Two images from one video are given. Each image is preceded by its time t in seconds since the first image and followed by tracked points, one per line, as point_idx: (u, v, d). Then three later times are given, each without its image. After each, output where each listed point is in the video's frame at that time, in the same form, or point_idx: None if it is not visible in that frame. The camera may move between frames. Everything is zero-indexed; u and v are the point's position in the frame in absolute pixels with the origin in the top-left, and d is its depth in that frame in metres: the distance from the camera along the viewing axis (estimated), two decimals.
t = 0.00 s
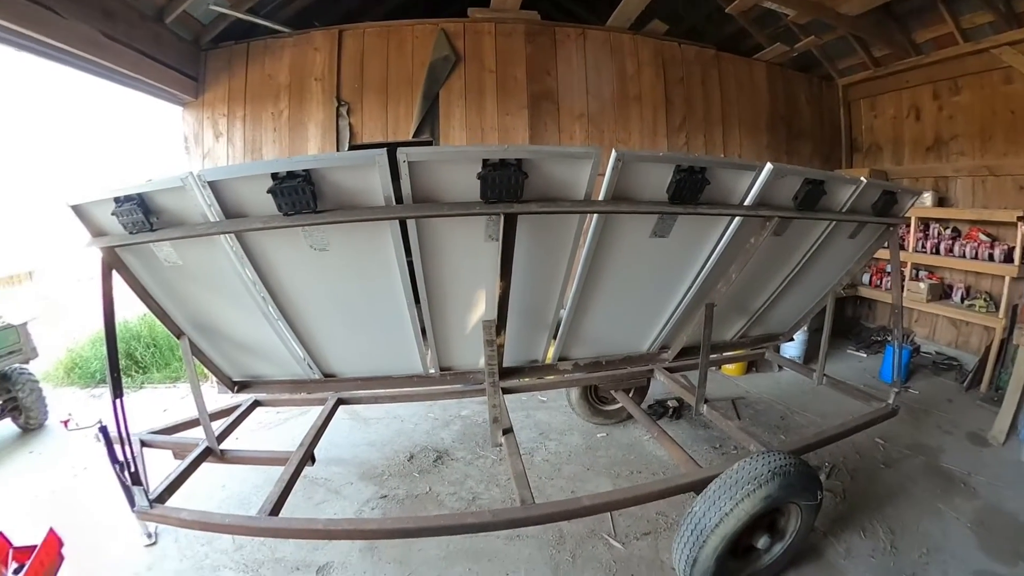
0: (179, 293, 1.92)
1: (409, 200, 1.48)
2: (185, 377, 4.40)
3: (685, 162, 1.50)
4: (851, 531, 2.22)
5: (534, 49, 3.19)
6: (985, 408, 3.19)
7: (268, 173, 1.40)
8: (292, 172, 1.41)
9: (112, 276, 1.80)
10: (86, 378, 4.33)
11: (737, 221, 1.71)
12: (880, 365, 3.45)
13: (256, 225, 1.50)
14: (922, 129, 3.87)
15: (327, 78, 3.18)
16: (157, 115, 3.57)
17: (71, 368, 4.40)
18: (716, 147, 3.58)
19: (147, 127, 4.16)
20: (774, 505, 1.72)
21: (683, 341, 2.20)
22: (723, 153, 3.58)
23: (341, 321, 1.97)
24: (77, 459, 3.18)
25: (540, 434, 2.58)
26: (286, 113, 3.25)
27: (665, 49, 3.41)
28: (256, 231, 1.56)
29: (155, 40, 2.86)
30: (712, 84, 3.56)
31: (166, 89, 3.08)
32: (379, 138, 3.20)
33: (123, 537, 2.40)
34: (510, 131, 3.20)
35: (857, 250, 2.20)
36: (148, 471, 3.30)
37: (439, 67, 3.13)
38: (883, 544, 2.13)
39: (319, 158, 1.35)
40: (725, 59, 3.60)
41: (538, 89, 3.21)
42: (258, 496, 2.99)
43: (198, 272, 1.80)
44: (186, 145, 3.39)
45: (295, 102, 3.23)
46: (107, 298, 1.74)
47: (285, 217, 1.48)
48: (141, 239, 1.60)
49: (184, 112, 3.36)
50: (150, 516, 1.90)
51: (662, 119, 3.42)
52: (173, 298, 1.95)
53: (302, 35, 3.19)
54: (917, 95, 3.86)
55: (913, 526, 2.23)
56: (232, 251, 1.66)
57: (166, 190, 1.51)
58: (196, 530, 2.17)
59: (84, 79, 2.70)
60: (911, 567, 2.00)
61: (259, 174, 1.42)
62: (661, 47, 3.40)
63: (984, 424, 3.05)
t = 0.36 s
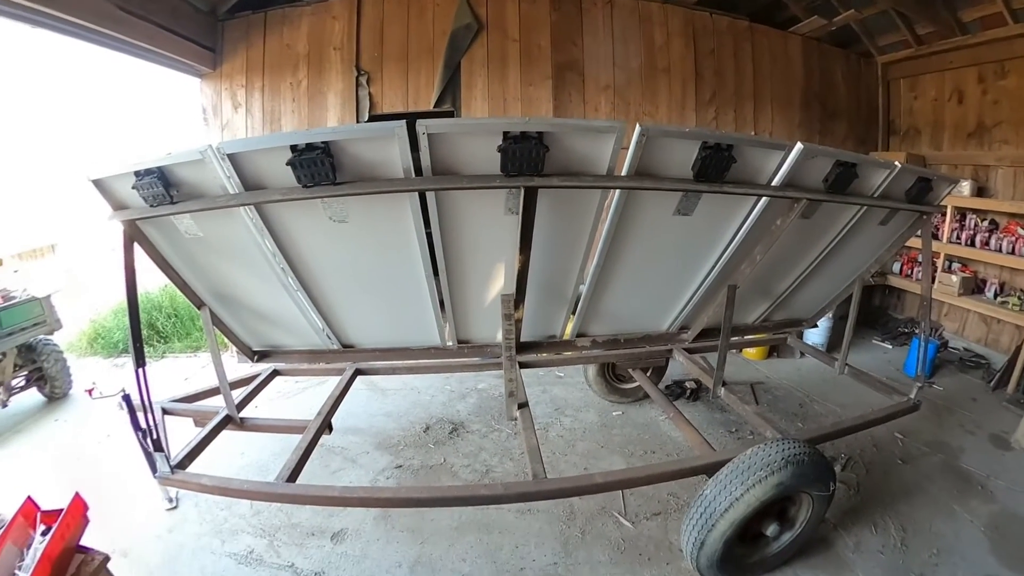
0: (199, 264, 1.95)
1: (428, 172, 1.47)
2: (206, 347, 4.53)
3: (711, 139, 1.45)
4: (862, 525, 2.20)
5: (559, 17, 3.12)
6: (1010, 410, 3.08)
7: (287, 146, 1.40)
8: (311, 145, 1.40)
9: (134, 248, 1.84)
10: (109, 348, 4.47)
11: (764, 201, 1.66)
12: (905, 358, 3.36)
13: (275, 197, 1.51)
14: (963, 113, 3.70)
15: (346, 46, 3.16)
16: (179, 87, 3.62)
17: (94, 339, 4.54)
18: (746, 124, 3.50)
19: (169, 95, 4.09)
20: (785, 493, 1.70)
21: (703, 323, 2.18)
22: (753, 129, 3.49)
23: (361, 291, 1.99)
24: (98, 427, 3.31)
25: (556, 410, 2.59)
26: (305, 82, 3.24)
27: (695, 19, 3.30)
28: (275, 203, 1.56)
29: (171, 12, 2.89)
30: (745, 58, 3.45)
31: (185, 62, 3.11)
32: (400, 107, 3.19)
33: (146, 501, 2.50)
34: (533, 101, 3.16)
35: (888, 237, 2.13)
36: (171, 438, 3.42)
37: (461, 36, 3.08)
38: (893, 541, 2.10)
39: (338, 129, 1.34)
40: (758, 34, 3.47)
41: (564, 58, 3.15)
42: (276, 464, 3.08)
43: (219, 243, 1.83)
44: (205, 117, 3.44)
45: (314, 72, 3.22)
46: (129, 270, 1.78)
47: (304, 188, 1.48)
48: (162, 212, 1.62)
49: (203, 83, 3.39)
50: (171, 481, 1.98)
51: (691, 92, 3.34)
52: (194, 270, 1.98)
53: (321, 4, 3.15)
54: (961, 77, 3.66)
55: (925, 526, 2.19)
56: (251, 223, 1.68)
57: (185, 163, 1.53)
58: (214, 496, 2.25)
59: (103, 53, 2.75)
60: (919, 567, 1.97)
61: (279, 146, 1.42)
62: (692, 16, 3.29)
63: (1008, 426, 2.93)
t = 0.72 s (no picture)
0: (207, 254, 1.95)
1: (441, 161, 1.46)
2: (211, 339, 4.54)
3: (724, 131, 1.44)
4: (869, 522, 2.19)
5: (568, 8, 3.10)
6: (1019, 410, 3.04)
7: (299, 133, 1.40)
8: (323, 133, 1.39)
9: (142, 237, 1.84)
10: (114, 340, 4.49)
11: (777, 195, 1.65)
12: (914, 355, 3.34)
13: (286, 185, 1.51)
14: (975, 110, 3.66)
15: (353, 37, 3.14)
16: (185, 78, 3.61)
17: (99, 331, 4.56)
18: (756, 118, 3.48)
19: (176, 85, 4.06)
20: (795, 487, 1.69)
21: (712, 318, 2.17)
22: (763, 123, 3.47)
23: (370, 282, 1.99)
24: (105, 418, 3.33)
25: (563, 403, 2.59)
26: (312, 74, 3.23)
27: (705, 12, 3.28)
28: (286, 192, 1.56)
29: (176, 4, 2.88)
30: (756, 51, 3.42)
31: (190, 52, 3.11)
32: (407, 99, 3.18)
33: (154, 491, 2.52)
34: (542, 93, 3.14)
35: (900, 233, 2.11)
36: (177, 429, 3.44)
37: (469, 27, 3.07)
38: (901, 538, 2.09)
39: (351, 117, 1.33)
40: (769, 28, 3.44)
41: (573, 51, 3.13)
42: (283, 455, 3.09)
43: (228, 233, 1.83)
44: (211, 108, 3.44)
45: (320, 63, 3.21)
46: (138, 260, 1.78)
47: (316, 177, 1.48)
48: (171, 201, 1.62)
49: (209, 75, 3.39)
50: (178, 472, 1.99)
51: (701, 86, 3.32)
52: (201, 260, 1.98)
53: None
54: (974, 73, 3.62)
55: (932, 523, 2.18)
56: (261, 213, 1.68)
57: (195, 151, 1.52)
58: (221, 487, 2.26)
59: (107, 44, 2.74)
60: (926, 564, 1.96)
61: (290, 135, 1.41)
62: (702, 8, 3.27)
63: (1016, 426, 2.91)
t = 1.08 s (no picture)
0: (213, 253, 1.97)
1: (450, 161, 1.48)
2: (213, 338, 4.55)
3: (729, 132, 1.46)
4: (870, 518, 2.21)
5: (570, 9, 3.12)
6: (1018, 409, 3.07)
7: (309, 133, 1.42)
8: (334, 132, 1.41)
9: (149, 236, 1.86)
10: (116, 340, 4.51)
11: (780, 195, 1.67)
12: (913, 355, 3.36)
13: (296, 184, 1.52)
14: (975, 111, 3.68)
15: (356, 36, 3.16)
16: (188, 76, 3.62)
17: (101, 330, 4.57)
18: (757, 118, 3.50)
19: (180, 84, 4.04)
20: (798, 483, 1.71)
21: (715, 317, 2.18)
22: (764, 123, 3.49)
23: (377, 280, 2.00)
24: (109, 417, 3.34)
25: (565, 402, 2.61)
26: (315, 74, 3.25)
27: (706, 13, 3.29)
28: (295, 190, 1.58)
29: (180, 3, 2.90)
30: (757, 52, 3.44)
31: (193, 52, 3.12)
32: (410, 99, 3.20)
33: (159, 490, 2.54)
34: (544, 93, 3.16)
35: (901, 233, 2.12)
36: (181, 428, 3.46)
37: (473, 27, 3.08)
38: (901, 534, 2.11)
39: (361, 117, 1.35)
40: (770, 30, 3.46)
41: (574, 52, 3.15)
42: (287, 454, 3.11)
43: (235, 232, 1.84)
44: (214, 107, 3.46)
45: (324, 62, 3.22)
46: (145, 258, 1.79)
47: (326, 176, 1.50)
48: (179, 199, 1.63)
49: (212, 74, 3.41)
50: (184, 470, 2.00)
51: (703, 86, 3.34)
52: (208, 258, 2.00)
53: None
54: (974, 74, 3.64)
55: (932, 520, 2.20)
56: (270, 212, 1.70)
57: (203, 150, 1.54)
58: (227, 485, 2.27)
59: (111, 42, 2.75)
60: (926, 561, 1.98)
61: (301, 134, 1.43)
62: (704, 9, 3.28)
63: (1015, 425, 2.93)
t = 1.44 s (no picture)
0: (216, 252, 1.99)
1: (452, 161, 1.50)
2: (214, 337, 4.56)
3: (727, 134, 1.48)
4: (868, 516, 2.23)
5: (569, 9, 3.13)
6: (1015, 407, 3.09)
7: (313, 133, 1.43)
8: (338, 133, 1.43)
9: (152, 235, 1.87)
10: (115, 339, 4.52)
11: (778, 196, 1.69)
12: (911, 355, 3.39)
13: (299, 184, 1.54)
14: (972, 112, 3.70)
15: (357, 37, 3.17)
16: (188, 76, 3.63)
17: (101, 330, 4.59)
18: (756, 119, 3.52)
19: (180, 83, 4.05)
20: (796, 480, 1.73)
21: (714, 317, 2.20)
22: (763, 124, 3.51)
23: (379, 280, 2.02)
24: (109, 417, 3.35)
25: (565, 400, 2.63)
26: (315, 74, 3.26)
27: (705, 14, 3.32)
28: (298, 190, 1.60)
29: (180, 3, 2.91)
30: (756, 53, 3.46)
31: (194, 51, 3.13)
32: (411, 99, 3.22)
33: (160, 489, 2.55)
34: (544, 94, 3.17)
35: (898, 233, 2.14)
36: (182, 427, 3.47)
37: (473, 28, 3.10)
38: (898, 531, 2.14)
39: (365, 118, 1.37)
40: (769, 31, 3.48)
41: (574, 53, 3.16)
42: (289, 453, 3.12)
43: (238, 232, 1.86)
44: (214, 107, 3.47)
45: (325, 63, 3.24)
46: (148, 257, 1.81)
47: (329, 176, 1.51)
48: (182, 199, 1.65)
49: (212, 74, 3.42)
50: (186, 469, 2.02)
51: (701, 87, 3.36)
52: (210, 258, 2.02)
53: None
54: (971, 75, 3.67)
55: (929, 518, 2.22)
56: (274, 212, 1.72)
57: (207, 150, 1.55)
58: (229, 484, 2.29)
59: (111, 41, 2.77)
60: (923, 557, 2.00)
61: (306, 134, 1.45)
62: (702, 10, 3.30)
63: (1012, 424, 2.95)
